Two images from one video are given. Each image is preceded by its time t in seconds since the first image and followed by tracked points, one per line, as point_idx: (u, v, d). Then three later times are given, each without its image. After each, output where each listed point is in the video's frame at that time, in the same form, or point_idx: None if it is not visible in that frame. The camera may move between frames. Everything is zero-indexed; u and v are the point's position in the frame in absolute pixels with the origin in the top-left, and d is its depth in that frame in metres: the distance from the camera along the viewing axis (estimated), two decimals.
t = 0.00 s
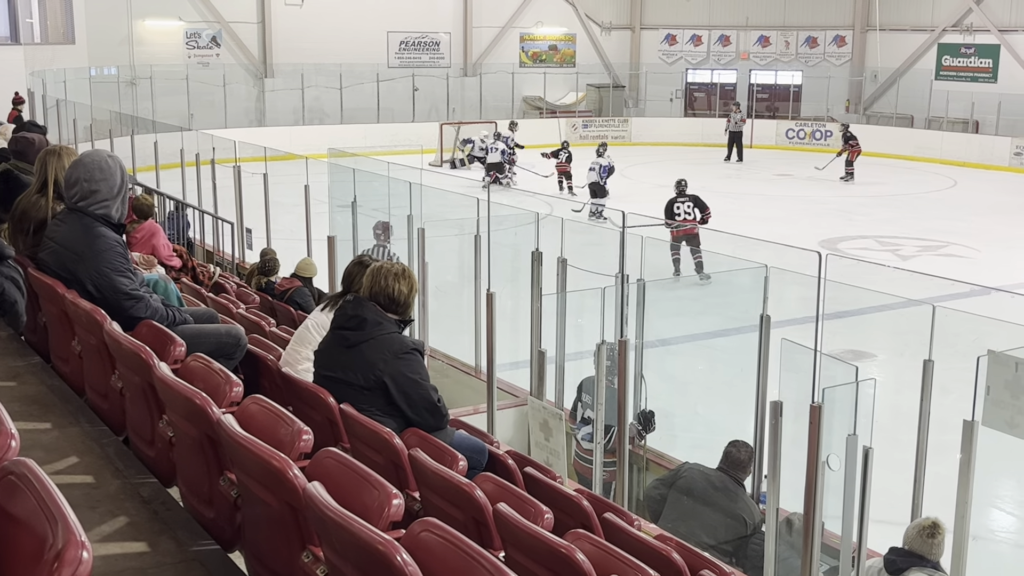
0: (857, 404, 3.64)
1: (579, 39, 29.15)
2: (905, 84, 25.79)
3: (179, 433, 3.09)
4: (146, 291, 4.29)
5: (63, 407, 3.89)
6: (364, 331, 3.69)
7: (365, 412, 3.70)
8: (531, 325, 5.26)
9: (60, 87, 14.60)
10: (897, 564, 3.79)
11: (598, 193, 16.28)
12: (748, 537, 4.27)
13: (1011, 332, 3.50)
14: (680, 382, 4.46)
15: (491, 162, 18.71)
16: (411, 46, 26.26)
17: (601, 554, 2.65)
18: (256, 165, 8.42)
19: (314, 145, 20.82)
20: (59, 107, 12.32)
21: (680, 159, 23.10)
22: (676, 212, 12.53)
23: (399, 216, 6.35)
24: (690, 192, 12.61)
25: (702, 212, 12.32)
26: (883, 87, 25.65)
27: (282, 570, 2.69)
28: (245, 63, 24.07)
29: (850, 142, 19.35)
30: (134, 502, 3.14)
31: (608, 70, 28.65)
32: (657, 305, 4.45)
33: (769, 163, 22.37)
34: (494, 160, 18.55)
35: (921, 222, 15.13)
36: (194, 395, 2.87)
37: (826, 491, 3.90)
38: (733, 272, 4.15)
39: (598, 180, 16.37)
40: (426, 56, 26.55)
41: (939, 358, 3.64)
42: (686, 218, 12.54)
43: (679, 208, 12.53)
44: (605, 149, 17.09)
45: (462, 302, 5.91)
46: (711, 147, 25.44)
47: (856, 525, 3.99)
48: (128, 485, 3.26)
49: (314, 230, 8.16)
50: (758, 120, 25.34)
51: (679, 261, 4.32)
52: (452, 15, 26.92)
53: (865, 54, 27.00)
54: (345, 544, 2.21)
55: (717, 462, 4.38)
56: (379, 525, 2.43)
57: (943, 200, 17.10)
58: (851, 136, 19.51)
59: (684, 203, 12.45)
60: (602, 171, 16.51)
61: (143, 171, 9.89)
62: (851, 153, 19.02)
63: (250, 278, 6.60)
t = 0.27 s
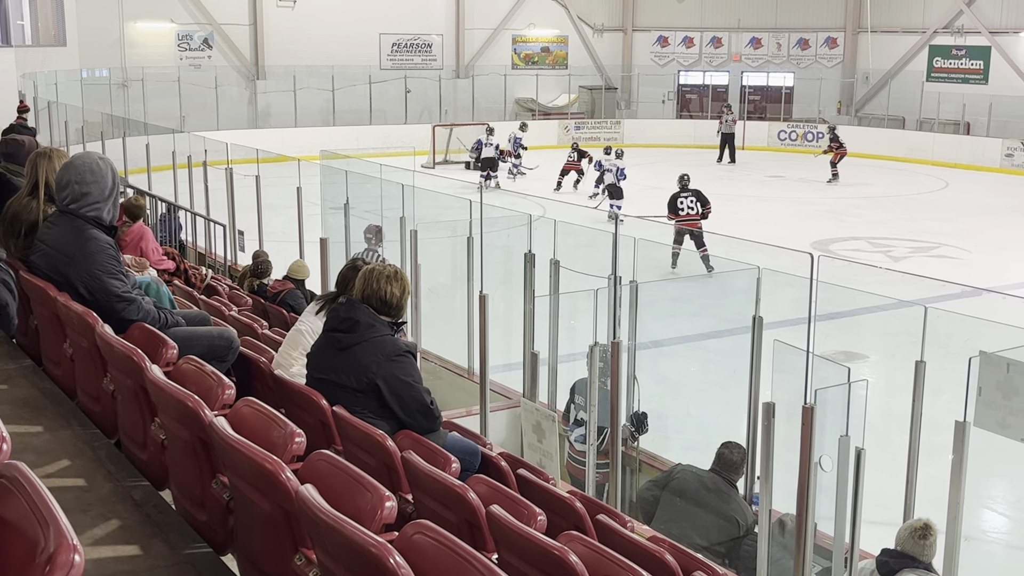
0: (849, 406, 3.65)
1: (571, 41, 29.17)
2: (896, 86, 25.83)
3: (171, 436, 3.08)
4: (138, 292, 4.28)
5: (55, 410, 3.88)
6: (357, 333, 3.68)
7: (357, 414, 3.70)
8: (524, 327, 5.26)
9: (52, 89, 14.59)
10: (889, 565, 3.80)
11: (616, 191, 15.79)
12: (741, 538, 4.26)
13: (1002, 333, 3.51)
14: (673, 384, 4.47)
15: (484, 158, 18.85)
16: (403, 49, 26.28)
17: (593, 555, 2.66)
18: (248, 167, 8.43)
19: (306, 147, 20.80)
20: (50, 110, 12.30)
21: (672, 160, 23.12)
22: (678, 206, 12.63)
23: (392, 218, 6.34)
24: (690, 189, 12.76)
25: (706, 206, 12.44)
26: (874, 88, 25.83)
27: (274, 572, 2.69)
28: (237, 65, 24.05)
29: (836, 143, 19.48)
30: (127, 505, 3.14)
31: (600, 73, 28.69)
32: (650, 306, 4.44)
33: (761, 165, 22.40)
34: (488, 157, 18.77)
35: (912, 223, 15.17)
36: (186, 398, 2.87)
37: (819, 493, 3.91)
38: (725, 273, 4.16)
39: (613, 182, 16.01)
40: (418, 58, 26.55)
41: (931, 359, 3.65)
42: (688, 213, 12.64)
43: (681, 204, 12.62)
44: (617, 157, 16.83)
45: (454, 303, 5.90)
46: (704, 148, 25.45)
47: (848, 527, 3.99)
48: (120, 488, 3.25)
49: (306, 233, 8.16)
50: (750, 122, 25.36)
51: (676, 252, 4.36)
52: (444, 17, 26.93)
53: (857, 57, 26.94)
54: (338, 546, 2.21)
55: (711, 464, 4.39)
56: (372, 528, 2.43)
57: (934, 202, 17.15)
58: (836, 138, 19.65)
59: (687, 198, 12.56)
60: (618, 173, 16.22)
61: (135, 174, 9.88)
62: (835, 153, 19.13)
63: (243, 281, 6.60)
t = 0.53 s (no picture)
0: (838, 407, 3.66)
1: (559, 43, 29.19)
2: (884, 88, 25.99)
3: (160, 439, 3.07)
4: (127, 295, 4.26)
5: (43, 414, 3.86)
6: (346, 336, 3.68)
7: (347, 418, 3.69)
8: (514, 329, 5.26)
9: (38, 92, 14.56)
10: (877, 567, 3.81)
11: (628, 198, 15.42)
12: (730, 540, 4.25)
13: (989, 334, 3.52)
14: (663, 386, 4.49)
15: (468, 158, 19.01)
16: (392, 51, 26.27)
17: (584, 557, 2.65)
18: (237, 170, 8.42)
19: (295, 150, 20.77)
20: (38, 111, 12.25)
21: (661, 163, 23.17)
22: (674, 201, 12.92)
23: (381, 220, 6.33)
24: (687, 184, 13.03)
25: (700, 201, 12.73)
26: (862, 90, 26.21)
27: None
28: (225, 68, 23.97)
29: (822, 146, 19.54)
30: (115, 509, 3.13)
31: (588, 75, 28.70)
32: (639, 308, 4.43)
33: (750, 167, 22.45)
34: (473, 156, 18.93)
35: (900, 225, 15.22)
36: (175, 402, 2.86)
37: (808, 495, 3.91)
38: (714, 275, 4.16)
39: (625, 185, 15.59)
40: (406, 60, 26.56)
41: (920, 360, 3.66)
42: (682, 209, 12.92)
43: (676, 198, 12.93)
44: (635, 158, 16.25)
45: (443, 306, 5.90)
46: (693, 151, 25.50)
47: (837, 528, 4.00)
48: (108, 492, 3.24)
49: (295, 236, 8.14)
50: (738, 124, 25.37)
51: (670, 249, 4.35)
52: (432, 20, 26.91)
53: (844, 59, 26.91)
54: (327, 549, 2.20)
55: (700, 465, 4.40)
56: (361, 531, 2.43)
57: (923, 203, 17.20)
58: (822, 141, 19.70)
59: (682, 193, 12.87)
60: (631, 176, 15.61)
61: (123, 176, 9.85)
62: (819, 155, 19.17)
63: (232, 284, 6.58)
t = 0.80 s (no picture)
0: (822, 408, 3.67)
1: (543, 46, 29.23)
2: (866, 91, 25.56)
3: (143, 444, 3.05)
4: (109, 300, 4.24)
5: (25, 419, 3.84)
6: (330, 340, 3.66)
7: (332, 421, 3.68)
8: (499, 332, 5.24)
9: (20, 95, 14.52)
10: (860, 569, 3.81)
11: (637, 201, 15.12)
12: (715, 541, 4.28)
13: (973, 335, 3.50)
14: (649, 388, 4.53)
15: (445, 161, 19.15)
16: (376, 54, 26.26)
17: (570, 560, 2.65)
18: (220, 173, 8.38)
19: (278, 153, 20.73)
20: (19, 114, 12.19)
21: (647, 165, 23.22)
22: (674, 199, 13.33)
23: (366, 224, 6.31)
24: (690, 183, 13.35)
25: (701, 199, 13.15)
26: (844, 93, 25.89)
27: None
28: (208, 70, 23.88)
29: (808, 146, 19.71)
30: (98, 514, 3.11)
31: (572, 78, 28.76)
32: (624, 310, 4.47)
33: (735, 169, 22.51)
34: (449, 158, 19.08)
35: (883, 226, 15.29)
36: (159, 406, 2.85)
37: (792, 496, 3.94)
38: (697, 277, 4.14)
39: (632, 189, 15.32)
40: (391, 63, 26.55)
41: (903, 361, 3.66)
42: (680, 208, 13.28)
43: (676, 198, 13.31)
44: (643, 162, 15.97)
45: (427, 310, 5.89)
46: (678, 153, 25.56)
47: (822, 529, 4.01)
48: (92, 497, 3.23)
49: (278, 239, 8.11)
50: (722, 126, 25.49)
51: (658, 244, 4.22)
52: (416, 22, 26.91)
53: (827, 61, 27.03)
54: (311, 554, 2.20)
55: (683, 468, 4.44)
56: (346, 535, 2.42)
57: (906, 205, 17.27)
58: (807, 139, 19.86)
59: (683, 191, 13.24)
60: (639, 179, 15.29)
61: (105, 179, 9.81)
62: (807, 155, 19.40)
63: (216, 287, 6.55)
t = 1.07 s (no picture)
0: (802, 409, 3.68)
1: (523, 49, 29.14)
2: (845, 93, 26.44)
3: (122, 449, 3.03)
4: (89, 304, 4.22)
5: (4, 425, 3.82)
6: (311, 344, 3.66)
7: (312, 425, 3.67)
8: (481, 333, 5.24)
9: None
10: (838, 570, 3.84)
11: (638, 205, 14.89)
12: (693, 544, 4.29)
13: (952, 335, 3.54)
14: (630, 390, 4.49)
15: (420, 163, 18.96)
16: (356, 57, 26.22)
17: (553, 562, 2.66)
18: (200, 177, 8.33)
19: (258, 156, 20.66)
20: None
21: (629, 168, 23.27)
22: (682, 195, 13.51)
23: (346, 227, 6.31)
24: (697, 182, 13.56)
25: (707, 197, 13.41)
26: (823, 95, 26.55)
27: None
28: (187, 74, 23.75)
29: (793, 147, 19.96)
30: (77, 520, 3.11)
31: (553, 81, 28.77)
32: (606, 311, 4.49)
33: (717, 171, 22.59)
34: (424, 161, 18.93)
35: (862, 228, 15.38)
36: (138, 411, 2.83)
37: (774, 497, 3.94)
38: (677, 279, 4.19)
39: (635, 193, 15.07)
40: (371, 66, 26.49)
41: (882, 362, 3.68)
42: (686, 204, 13.42)
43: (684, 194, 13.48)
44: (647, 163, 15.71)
45: (409, 314, 5.90)
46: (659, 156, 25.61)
47: (803, 529, 4.03)
48: (71, 503, 3.22)
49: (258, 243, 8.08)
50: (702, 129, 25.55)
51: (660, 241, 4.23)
52: (397, 25, 26.87)
53: (806, 65, 27.40)
54: (292, 559, 2.19)
55: (654, 471, 4.43)
56: (328, 539, 2.42)
57: (886, 207, 17.37)
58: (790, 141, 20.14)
59: (690, 188, 13.47)
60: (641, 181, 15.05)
61: (83, 183, 9.74)
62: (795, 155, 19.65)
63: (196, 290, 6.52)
